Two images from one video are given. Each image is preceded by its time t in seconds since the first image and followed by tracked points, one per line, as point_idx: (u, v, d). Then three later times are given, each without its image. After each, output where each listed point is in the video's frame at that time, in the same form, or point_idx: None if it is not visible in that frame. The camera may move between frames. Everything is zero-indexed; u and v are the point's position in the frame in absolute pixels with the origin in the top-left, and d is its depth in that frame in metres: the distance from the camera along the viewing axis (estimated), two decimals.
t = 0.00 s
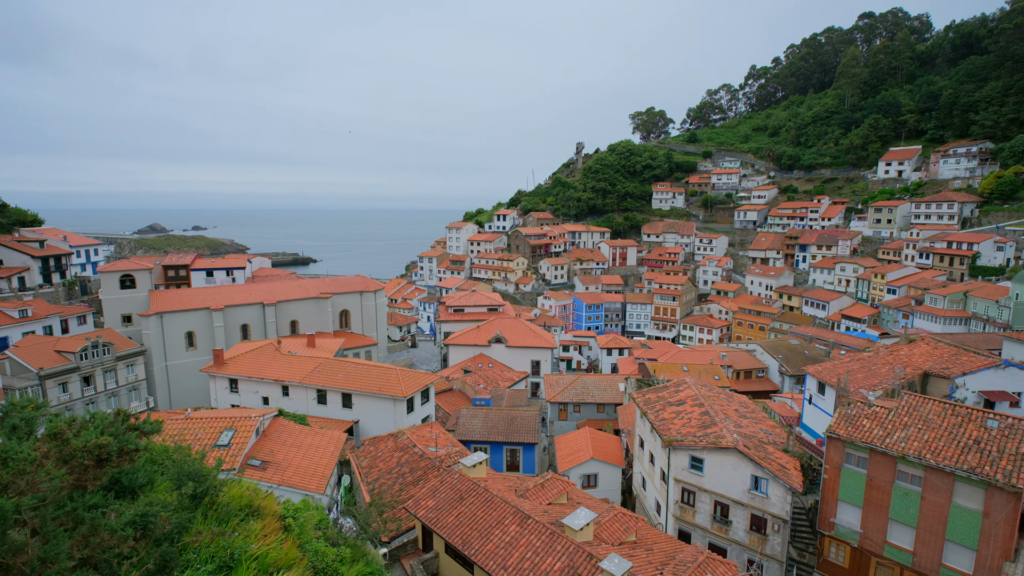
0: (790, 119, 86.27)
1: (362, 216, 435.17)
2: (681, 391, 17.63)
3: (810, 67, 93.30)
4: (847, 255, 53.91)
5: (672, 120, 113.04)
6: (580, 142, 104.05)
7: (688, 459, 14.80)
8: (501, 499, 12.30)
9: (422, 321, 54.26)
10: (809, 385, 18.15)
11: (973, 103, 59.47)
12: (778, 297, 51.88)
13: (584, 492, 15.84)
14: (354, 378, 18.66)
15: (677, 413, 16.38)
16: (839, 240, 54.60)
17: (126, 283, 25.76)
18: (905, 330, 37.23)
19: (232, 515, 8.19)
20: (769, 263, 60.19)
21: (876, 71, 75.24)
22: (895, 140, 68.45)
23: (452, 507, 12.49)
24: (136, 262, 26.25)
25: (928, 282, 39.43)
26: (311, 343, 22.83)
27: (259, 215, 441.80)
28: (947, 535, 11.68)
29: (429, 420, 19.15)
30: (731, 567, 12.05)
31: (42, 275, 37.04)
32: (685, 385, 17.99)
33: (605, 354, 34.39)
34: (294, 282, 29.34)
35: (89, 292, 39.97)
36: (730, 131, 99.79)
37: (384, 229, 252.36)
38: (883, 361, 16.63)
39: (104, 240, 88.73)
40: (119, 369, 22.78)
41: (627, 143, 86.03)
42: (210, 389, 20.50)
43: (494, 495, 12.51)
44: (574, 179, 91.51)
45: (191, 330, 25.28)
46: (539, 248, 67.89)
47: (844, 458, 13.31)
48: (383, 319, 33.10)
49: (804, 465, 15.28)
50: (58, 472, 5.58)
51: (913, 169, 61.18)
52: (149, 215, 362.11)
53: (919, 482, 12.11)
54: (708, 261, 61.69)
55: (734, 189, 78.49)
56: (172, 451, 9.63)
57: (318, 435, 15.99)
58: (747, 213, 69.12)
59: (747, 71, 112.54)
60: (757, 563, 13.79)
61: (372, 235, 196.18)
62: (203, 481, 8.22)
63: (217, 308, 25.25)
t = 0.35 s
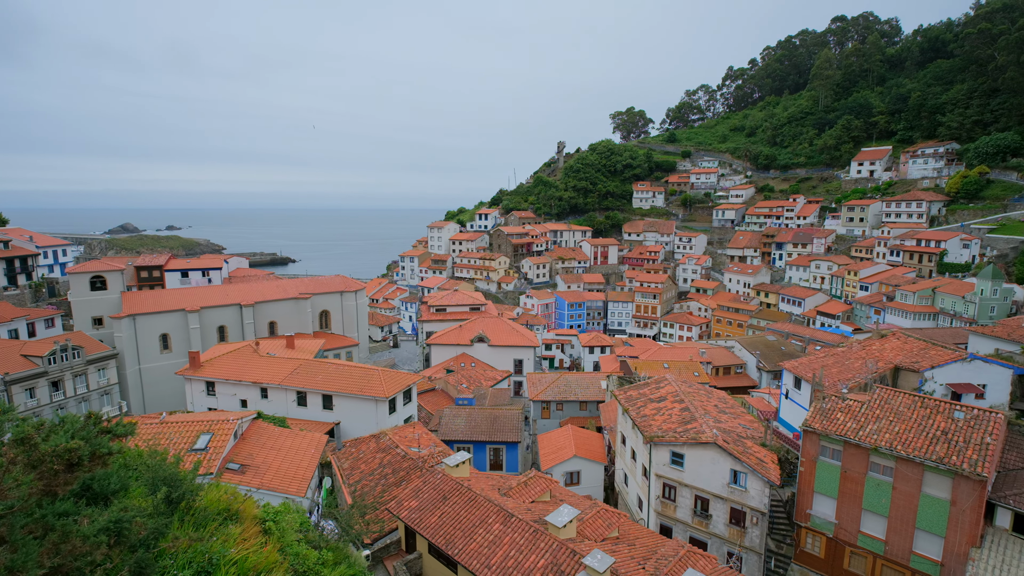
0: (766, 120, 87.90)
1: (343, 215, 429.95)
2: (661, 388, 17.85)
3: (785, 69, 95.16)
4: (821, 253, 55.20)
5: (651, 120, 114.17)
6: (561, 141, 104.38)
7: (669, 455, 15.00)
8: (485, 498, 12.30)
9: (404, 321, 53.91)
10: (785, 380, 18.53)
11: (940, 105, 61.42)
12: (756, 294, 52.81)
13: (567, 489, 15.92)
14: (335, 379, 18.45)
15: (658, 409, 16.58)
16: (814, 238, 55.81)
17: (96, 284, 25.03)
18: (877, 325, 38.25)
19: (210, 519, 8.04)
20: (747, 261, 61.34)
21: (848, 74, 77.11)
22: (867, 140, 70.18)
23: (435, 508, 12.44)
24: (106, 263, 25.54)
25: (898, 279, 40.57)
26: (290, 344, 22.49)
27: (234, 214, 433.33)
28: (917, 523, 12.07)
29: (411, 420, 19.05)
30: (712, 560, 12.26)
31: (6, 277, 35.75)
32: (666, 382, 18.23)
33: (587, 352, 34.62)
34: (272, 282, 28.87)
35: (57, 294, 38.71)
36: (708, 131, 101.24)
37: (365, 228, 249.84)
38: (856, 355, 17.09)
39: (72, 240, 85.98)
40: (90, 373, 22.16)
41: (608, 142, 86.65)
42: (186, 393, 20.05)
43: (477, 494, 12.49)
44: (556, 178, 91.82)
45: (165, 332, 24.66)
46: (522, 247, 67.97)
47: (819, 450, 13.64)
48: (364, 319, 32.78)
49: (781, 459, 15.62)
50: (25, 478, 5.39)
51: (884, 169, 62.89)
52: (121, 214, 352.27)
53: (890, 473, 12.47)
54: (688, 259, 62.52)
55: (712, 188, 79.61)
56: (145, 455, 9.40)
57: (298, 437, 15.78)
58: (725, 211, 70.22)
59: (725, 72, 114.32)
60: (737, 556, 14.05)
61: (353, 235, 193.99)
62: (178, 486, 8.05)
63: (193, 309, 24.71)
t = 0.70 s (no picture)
0: (742, 120, 89.50)
1: (322, 215, 424.08)
2: (642, 385, 18.06)
3: (760, 71, 96.99)
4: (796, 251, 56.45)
5: (631, 120, 115.30)
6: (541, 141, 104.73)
7: (649, 452, 15.17)
8: (467, 499, 12.26)
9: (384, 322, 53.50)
10: (762, 376, 18.87)
11: (907, 108, 63.40)
12: (733, 292, 53.77)
13: (549, 487, 15.98)
14: (314, 381, 18.21)
15: (639, 407, 16.76)
16: (789, 237, 57.01)
17: (64, 287, 24.27)
18: (849, 322, 39.29)
19: (186, 526, 7.87)
20: (724, 259, 62.59)
21: (821, 76, 78.97)
22: (838, 141, 71.92)
23: (417, 509, 12.36)
24: (75, 265, 24.82)
25: (869, 276, 41.67)
26: (267, 347, 22.09)
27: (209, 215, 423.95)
28: (888, 513, 12.43)
29: (392, 421, 18.90)
30: (692, 555, 12.44)
31: None
32: (646, 379, 18.44)
33: (568, 351, 34.81)
34: (248, 283, 28.34)
35: (21, 297, 37.35)
36: (686, 131, 102.70)
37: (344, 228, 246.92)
38: (829, 351, 17.51)
39: (38, 242, 83.16)
40: (58, 379, 21.65)
41: (588, 142, 87.21)
42: (160, 397, 19.55)
43: (460, 494, 12.45)
44: (536, 177, 92.08)
45: (138, 335, 24.03)
46: (503, 247, 68.01)
47: (794, 444, 13.94)
48: (344, 320, 32.40)
49: (758, 453, 15.92)
50: None
51: (854, 170, 64.63)
52: (89, 215, 341.44)
53: (863, 465, 12.81)
54: (667, 258, 63.31)
55: (690, 188, 80.72)
56: (117, 461, 9.15)
57: (276, 441, 15.52)
58: (703, 211, 71.31)
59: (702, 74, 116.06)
60: (716, 550, 14.27)
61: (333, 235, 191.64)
62: (153, 492, 7.87)
63: (166, 312, 24.13)
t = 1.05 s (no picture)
0: (720, 122, 90.98)
1: (301, 215, 417.69)
2: (623, 384, 18.24)
3: (737, 74, 98.68)
4: (772, 251, 57.57)
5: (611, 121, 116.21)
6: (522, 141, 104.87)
7: (631, 449, 15.33)
8: (450, 499, 12.22)
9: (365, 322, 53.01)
10: (740, 373, 19.20)
11: (878, 111, 65.23)
12: (712, 291, 54.66)
13: (531, 487, 16.00)
14: (293, 383, 17.94)
15: (620, 405, 16.90)
16: (765, 237, 58.10)
17: (29, 289, 23.42)
18: (823, 319, 40.23)
19: (160, 533, 7.68)
20: (703, 259, 63.50)
21: (795, 79, 80.81)
22: (812, 143, 73.54)
23: (399, 510, 12.27)
24: (40, 267, 24.03)
25: (843, 274, 42.75)
26: (245, 348, 21.68)
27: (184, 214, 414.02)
28: (861, 505, 12.77)
29: (373, 423, 18.73)
30: (673, 551, 12.60)
31: None
32: (627, 378, 18.60)
33: (550, 351, 34.94)
34: (225, 285, 27.78)
35: None
36: (665, 132, 103.94)
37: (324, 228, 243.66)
38: (804, 348, 17.92)
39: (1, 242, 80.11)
40: (23, 384, 20.28)
41: (569, 143, 87.60)
42: (132, 402, 19.03)
43: (442, 495, 12.40)
44: (518, 177, 92.23)
45: (109, 338, 23.36)
46: (484, 247, 67.89)
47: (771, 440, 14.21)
48: (324, 321, 31.97)
49: (736, 449, 16.19)
50: None
51: (828, 171, 66.23)
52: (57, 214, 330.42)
53: (837, 459, 13.13)
54: (647, 257, 63.98)
55: (670, 188, 81.71)
56: (87, 468, 8.86)
57: (254, 444, 15.26)
58: (682, 211, 72.25)
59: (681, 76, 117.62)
60: (696, 545, 14.49)
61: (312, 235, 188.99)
62: (125, 499, 7.63)
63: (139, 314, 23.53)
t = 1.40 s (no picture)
0: (697, 123, 92.32)
1: (279, 215, 410.76)
2: (604, 382, 18.38)
3: (714, 75, 100.18)
4: (749, 249, 58.57)
5: (591, 121, 116.93)
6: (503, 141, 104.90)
7: (612, 447, 15.45)
8: (432, 500, 12.16)
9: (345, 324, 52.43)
10: (718, 370, 19.50)
11: (850, 112, 66.95)
12: (691, 289, 55.44)
13: (514, 486, 16.01)
14: (271, 386, 17.65)
15: (601, 403, 17.03)
16: (742, 236, 59.08)
17: None
18: (799, 316, 41.13)
19: (133, 541, 7.50)
20: (682, 257, 64.34)
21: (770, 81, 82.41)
22: (787, 144, 75.03)
23: (381, 513, 12.16)
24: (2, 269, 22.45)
25: (817, 272, 43.77)
26: (221, 352, 21.23)
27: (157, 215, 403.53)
28: (835, 497, 13.08)
29: (354, 425, 18.54)
30: (655, 546, 12.74)
31: None
32: (608, 376, 18.75)
33: (532, 350, 35.03)
34: (199, 287, 27.18)
35: None
36: (644, 132, 105.02)
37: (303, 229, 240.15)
38: (780, 345, 18.29)
39: None
40: None
41: (549, 143, 87.90)
42: (103, 408, 18.47)
43: (425, 496, 12.33)
44: (499, 177, 92.18)
45: (78, 343, 22.64)
46: (466, 246, 67.70)
47: (749, 435, 14.46)
48: (303, 323, 31.52)
49: (716, 444, 16.45)
50: None
51: (802, 171, 67.70)
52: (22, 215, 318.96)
53: (812, 452, 13.43)
54: (628, 256, 64.57)
55: (649, 188, 82.60)
56: (55, 477, 8.55)
57: (231, 449, 14.95)
58: (661, 210, 73.13)
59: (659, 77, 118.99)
60: (677, 540, 14.67)
61: (291, 236, 186.13)
62: (96, 508, 7.42)
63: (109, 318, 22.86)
